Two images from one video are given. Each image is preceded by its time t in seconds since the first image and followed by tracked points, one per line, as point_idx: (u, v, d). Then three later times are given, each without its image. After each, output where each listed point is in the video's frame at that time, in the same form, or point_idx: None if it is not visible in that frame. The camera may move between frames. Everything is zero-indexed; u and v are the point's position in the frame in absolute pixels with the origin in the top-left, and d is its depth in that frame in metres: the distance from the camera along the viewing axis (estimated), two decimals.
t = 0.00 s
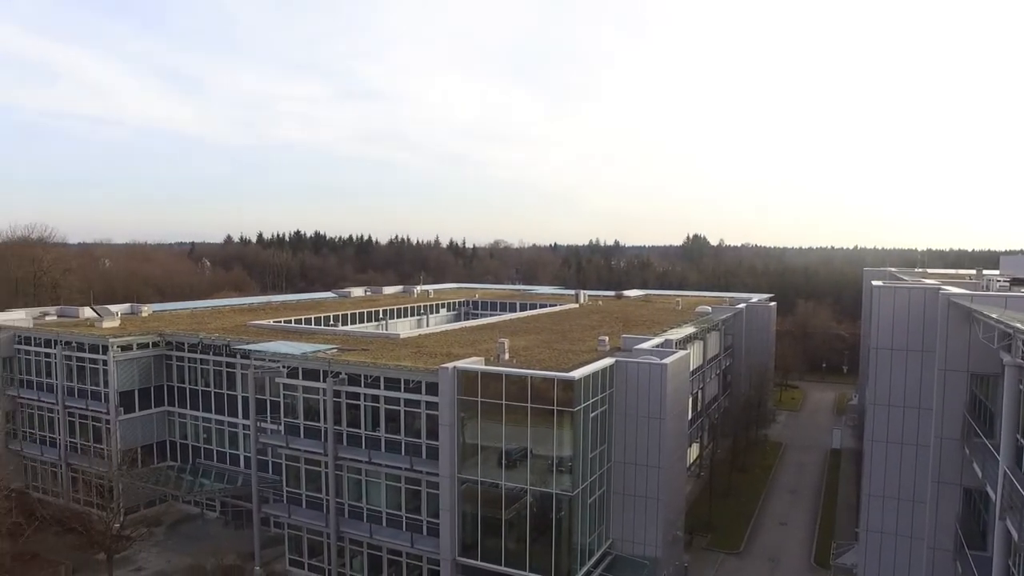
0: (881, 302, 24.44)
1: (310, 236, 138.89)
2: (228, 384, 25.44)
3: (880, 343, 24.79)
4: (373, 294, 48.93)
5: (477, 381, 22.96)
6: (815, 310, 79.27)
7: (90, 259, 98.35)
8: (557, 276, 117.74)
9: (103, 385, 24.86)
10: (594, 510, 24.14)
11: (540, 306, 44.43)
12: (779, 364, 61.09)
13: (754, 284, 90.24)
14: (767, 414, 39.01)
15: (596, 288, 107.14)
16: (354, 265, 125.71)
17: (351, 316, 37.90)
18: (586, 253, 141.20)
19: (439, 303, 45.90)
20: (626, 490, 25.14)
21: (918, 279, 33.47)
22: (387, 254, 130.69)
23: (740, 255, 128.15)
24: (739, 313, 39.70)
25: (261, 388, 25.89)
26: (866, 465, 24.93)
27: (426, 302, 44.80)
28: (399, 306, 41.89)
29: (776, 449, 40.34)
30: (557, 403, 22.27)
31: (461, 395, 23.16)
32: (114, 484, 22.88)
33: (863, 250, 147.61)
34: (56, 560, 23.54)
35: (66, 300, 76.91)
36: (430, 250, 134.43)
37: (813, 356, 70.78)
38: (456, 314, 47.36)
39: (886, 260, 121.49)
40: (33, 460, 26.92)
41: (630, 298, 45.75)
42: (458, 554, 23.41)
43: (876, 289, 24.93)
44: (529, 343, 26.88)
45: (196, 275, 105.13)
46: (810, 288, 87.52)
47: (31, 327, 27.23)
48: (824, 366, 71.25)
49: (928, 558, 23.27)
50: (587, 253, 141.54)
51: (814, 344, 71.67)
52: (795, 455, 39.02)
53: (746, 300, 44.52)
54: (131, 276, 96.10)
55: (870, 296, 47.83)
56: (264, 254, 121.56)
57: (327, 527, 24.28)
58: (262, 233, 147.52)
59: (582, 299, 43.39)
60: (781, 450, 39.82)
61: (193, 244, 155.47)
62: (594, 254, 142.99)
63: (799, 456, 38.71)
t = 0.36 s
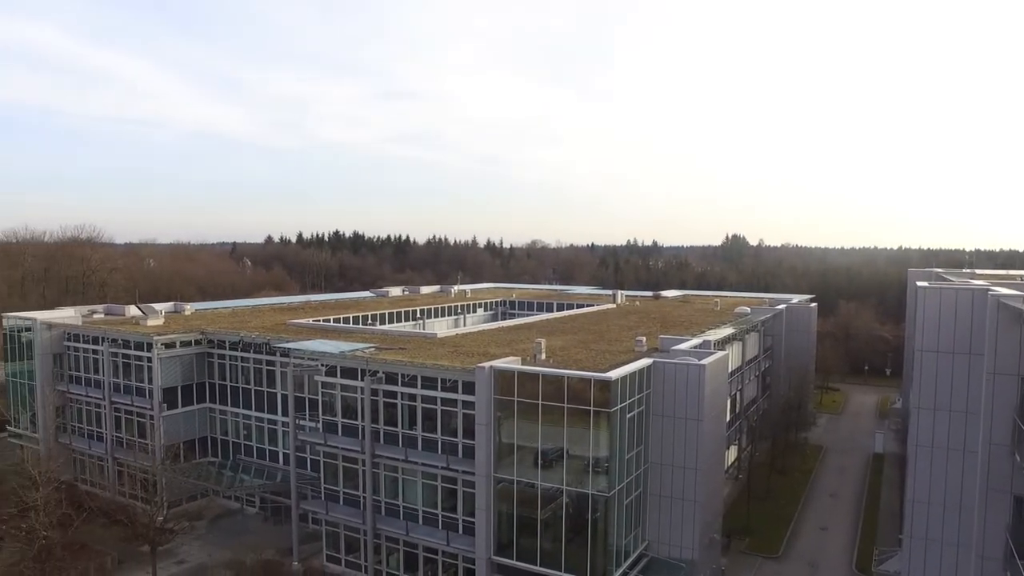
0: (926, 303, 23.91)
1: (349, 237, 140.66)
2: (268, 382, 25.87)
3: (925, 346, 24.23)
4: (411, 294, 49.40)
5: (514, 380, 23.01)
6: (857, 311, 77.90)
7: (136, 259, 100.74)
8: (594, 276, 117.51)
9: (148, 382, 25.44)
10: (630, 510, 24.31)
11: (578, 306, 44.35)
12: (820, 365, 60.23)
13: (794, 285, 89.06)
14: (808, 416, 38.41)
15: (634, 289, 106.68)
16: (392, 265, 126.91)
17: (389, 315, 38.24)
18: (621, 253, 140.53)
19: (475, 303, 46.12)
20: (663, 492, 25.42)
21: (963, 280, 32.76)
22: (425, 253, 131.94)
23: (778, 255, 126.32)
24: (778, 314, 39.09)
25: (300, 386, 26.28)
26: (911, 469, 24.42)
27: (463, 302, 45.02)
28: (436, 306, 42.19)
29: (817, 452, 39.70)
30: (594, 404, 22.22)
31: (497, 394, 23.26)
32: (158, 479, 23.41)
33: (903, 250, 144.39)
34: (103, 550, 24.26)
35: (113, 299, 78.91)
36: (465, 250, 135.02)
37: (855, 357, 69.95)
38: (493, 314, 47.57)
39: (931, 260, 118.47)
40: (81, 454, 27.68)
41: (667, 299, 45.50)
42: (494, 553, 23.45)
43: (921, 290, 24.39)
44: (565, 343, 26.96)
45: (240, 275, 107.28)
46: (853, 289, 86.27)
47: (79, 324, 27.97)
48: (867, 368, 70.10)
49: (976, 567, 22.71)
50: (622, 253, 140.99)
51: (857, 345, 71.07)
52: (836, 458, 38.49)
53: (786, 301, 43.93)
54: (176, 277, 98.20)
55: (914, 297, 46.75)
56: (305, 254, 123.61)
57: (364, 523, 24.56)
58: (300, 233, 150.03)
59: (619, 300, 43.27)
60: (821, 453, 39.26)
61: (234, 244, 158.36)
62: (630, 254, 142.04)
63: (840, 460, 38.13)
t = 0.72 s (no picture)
0: (978, 305, 23.27)
1: (389, 237, 142.14)
2: (309, 379, 26.30)
3: (976, 349, 23.58)
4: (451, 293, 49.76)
5: (553, 380, 23.04)
6: (904, 312, 76.11)
7: (182, 259, 103.10)
8: (635, 276, 116.77)
9: (193, 378, 26.01)
10: (669, 512, 24.32)
11: (617, 307, 44.24)
12: (865, 367, 59.05)
13: (837, 286, 87.39)
14: (852, 420, 37.66)
15: (673, 289, 105.59)
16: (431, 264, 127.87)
17: (429, 314, 38.61)
18: (659, 253, 139.18)
19: (514, 303, 46.30)
20: (702, 494, 25.44)
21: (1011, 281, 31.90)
22: (464, 254, 133.13)
23: (820, 255, 123.86)
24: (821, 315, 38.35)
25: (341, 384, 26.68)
26: (960, 475, 23.77)
27: (503, 302, 45.29)
28: (475, 306, 42.45)
29: (862, 457, 38.91)
30: (633, 405, 22.11)
31: (536, 394, 23.33)
32: (202, 474, 23.97)
33: (948, 250, 140.38)
34: (149, 542, 25.20)
35: (160, 298, 80.81)
36: (501, 250, 135.24)
37: (901, 360, 68.35)
38: (533, 313, 47.75)
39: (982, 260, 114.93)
40: (130, 448, 28.45)
41: (708, 299, 45.14)
42: (531, 552, 23.47)
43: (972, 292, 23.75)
44: (604, 344, 27.02)
45: (282, 275, 109.20)
46: (900, 290, 84.30)
47: (127, 322, 28.75)
48: (914, 370, 68.50)
49: None
50: (660, 253, 139.76)
51: (903, 347, 69.46)
52: (881, 463, 37.74)
53: (828, 303, 43.23)
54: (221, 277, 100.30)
55: (964, 298, 45.44)
56: (348, 254, 125.56)
57: (403, 521, 24.84)
58: (342, 234, 152.50)
59: (659, 300, 43.06)
60: (866, 458, 38.51)
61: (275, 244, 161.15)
62: (669, 254, 140.60)
63: (886, 465, 37.35)
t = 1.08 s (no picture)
0: None
1: (428, 239, 143.44)
2: (351, 379, 26.74)
3: None
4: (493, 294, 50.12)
5: (593, 382, 22.99)
6: (956, 315, 73.98)
7: (227, 260, 105.52)
8: (677, 276, 115.81)
9: (238, 376, 26.56)
10: (711, 517, 24.09)
11: (658, 309, 43.99)
12: (916, 372, 57.62)
13: (884, 288, 85.42)
14: (900, 426, 36.80)
15: (714, 290, 104.67)
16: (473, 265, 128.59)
17: (470, 315, 38.88)
18: (698, 254, 137.52)
19: (554, 303, 46.51)
20: (745, 499, 25.12)
21: None
22: (506, 254, 133.65)
23: (867, 257, 121.07)
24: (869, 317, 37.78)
25: (382, 384, 27.06)
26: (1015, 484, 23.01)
27: (544, 303, 45.40)
28: (516, 306, 42.69)
29: (911, 463, 37.96)
30: (674, 408, 21.90)
31: (576, 395, 23.31)
32: (246, 471, 24.38)
33: (999, 252, 136.02)
34: (195, 536, 25.80)
35: (207, 297, 82.82)
36: (538, 251, 135.28)
37: (953, 365, 66.50)
38: (573, 314, 47.76)
39: None
40: (177, 443, 29.15)
41: (751, 301, 44.68)
42: (570, 555, 23.40)
43: None
44: (646, 345, 27.05)
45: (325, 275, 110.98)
46: (952, 292, 82.07)
47: (175, 320, 29.48)
48: (967, 375, 66.58)
49: None
50: (700, 254, 138.09)
51: (956, 352, 67.54)
52: (932, 470, 36.74)
53: (875, 306, 42.42)
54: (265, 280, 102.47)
55: (1021, 302, 43.99)
56: (391, 254, 127.36)
57: (443, 520, 25.06)
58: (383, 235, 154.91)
59: (700, 302, 42.79)
60: (915, 464, 37.56)
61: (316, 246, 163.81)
62: (712, 255, 139.12)
63: (937, 473, 36.34)
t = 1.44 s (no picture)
0: None
1: (470, 239, 144.57)
2: (394, 378, 27.17)
3: None
4: (537, 294, 50.37)
5: (636, 383, 22.86)
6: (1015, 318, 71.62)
7: (273, 260, 108.18)
8: (721, 277, 114.53)
9: (283, 374, 27.12)
10: (755, 521, 23.81)
11: (701, 310, 43.68)
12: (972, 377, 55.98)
13: (936, 290, 83.23)
14: (953, 432, 35.78)
15: (758, 292, 103.43)
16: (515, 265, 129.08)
17: (512, 315, 39.12)
18: (740, 255, 135.60)
19: (596, 304, 46.62)
20: (791, 504, 24.73)
21: None
22: (547, 254, 133.55)
23: (917, 258, 117.91)
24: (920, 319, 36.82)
25: (425, 383, 27.44)
26: None
27: (586, 303, 45.52)
28: (558, 307, 42.87)
29: (965, 471, 36.87)
30: (718, 410, 21.61)
31: (618, 396, 23.21)
32: (291, 467, 24.79)
33: None
34: (241, 530, 26.36)
35: (256, 297, 84.76)
36: (581, 251, 135.12)
37: (1012, 370, 64.45)
38: (615, 315, 47.72)
39: None
40: (224, 440, 29.87)
41: (797, 303, 44.10)
42: (611, 556, 23.28)
43: None
44: (689, 347, 27.02)
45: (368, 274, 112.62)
46: (1010, 294, 79.51)
47: (223, 319, 30.27)
48: None
49: None
50: (744, 254, 136.13)
51: (1016, 355, 65.41)
52: (987, 479, 35.62)
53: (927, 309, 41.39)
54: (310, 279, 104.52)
55: None
56: (433, 254, 128.80)
57: (484, 519, 25.25)
58: (425, 236, 157.05)
59: (746, 303, 42.42)
60: (969, 473, 36.45)
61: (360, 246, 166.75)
62: (757, 256, 137.21)
63: (992, 481, 35.21)
